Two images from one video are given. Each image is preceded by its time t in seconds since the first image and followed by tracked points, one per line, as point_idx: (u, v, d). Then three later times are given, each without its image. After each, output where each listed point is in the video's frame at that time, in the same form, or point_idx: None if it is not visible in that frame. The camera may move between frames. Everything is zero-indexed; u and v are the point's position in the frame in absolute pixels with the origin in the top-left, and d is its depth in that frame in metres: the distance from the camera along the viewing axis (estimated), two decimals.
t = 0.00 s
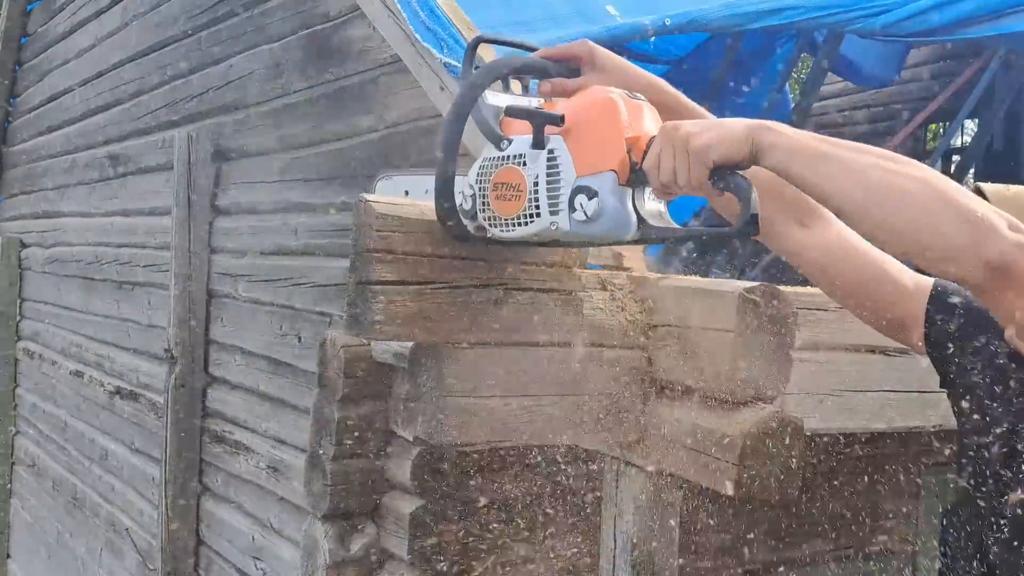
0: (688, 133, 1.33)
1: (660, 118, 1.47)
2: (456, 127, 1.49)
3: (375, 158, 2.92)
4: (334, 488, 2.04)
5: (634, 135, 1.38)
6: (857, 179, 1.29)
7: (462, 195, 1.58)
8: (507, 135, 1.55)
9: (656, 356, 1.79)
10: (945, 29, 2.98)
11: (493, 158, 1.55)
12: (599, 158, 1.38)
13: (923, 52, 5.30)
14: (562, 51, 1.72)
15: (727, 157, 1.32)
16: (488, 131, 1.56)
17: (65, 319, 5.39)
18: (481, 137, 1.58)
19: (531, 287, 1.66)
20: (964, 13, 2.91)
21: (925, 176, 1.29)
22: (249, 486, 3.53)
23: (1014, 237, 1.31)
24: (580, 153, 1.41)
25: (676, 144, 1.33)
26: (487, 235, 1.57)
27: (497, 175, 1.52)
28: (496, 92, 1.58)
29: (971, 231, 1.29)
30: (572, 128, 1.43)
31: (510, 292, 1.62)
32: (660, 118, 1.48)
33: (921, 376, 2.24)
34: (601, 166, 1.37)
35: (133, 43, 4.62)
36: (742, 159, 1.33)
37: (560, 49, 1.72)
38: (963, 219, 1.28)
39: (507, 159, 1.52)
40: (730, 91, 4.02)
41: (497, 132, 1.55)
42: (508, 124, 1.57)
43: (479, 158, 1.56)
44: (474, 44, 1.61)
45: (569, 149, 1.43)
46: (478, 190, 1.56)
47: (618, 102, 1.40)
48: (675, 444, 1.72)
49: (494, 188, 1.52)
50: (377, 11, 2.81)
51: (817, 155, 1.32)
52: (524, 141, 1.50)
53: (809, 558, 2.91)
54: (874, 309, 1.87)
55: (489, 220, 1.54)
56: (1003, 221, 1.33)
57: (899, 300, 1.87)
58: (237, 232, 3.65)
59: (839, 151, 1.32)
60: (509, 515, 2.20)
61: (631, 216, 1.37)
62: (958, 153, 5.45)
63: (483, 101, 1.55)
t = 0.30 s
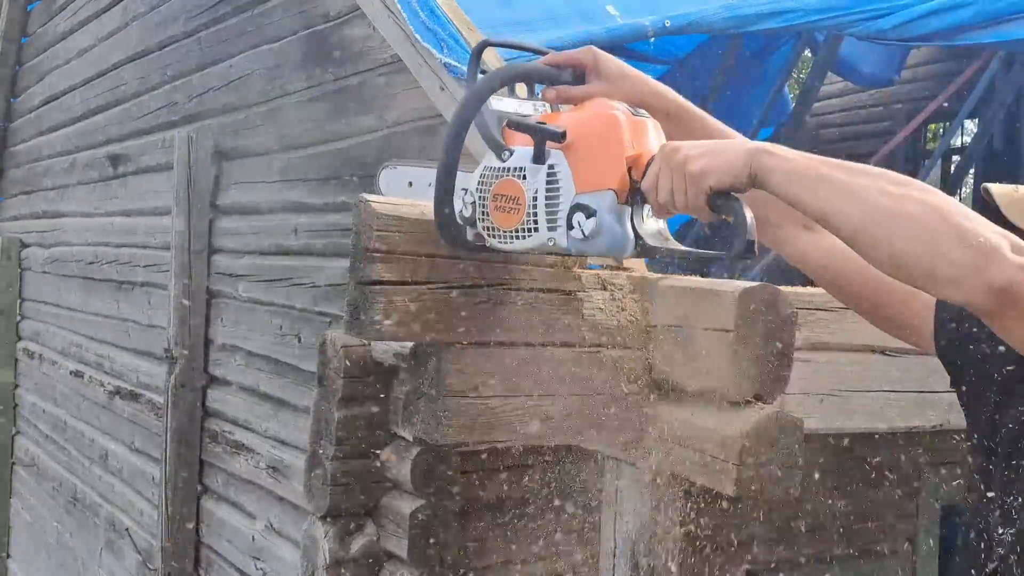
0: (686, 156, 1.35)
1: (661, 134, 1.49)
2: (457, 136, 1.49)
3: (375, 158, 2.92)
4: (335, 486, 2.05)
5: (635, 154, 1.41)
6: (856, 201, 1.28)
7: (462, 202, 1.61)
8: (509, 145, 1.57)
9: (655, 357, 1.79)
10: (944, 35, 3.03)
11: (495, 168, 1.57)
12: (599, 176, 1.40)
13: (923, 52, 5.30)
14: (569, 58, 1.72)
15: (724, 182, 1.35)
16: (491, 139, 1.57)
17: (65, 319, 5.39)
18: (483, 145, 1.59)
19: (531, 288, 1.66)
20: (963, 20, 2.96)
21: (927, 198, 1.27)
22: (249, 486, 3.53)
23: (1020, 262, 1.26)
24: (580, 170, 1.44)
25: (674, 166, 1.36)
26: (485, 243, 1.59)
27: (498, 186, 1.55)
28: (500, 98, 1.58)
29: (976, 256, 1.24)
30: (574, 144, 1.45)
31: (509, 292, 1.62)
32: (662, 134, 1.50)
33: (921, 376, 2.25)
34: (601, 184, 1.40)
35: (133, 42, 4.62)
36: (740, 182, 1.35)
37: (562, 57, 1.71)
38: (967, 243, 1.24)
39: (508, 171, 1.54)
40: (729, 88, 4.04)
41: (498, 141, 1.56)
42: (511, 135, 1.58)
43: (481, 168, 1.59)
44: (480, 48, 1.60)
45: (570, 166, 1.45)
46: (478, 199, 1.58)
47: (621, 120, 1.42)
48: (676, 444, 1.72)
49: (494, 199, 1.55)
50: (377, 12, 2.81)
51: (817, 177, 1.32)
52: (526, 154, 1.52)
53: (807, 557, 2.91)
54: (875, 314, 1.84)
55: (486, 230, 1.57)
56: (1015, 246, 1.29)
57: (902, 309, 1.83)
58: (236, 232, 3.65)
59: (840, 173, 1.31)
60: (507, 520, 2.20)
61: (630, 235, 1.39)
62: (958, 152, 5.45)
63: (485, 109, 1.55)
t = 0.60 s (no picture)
0: (685, 129, 1.32)
1: (659, 118, 1.46)
2: (456, 124, 1.45)
3: (375, 158, 2.92)
4: (334, 486, 2.05)
5: (634, 132, 1.38)
6: (853, 181, 1.28)
7: (462, 191, 1.55)
8: (507, 132, 1.53)
9: (655, 357, 1.78)
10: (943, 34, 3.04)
11: (493, 155, 1.52)
12: (600, 153, 1.36)
13: (923, 52, 5.30)
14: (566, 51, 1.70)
15: (724, 154, 1.31)
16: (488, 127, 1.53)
17: (65, 319, 5.39)
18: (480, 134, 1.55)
19: (531, 288, 1.66)
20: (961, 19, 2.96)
21: (921, 180, 1.28)
22: (249, 486, 3.53)
23: (1007, 245, 1.29)
24: (580, 148, 1.39)
25: (673, 140, 1.33)
26: (484, 230, 1.54)
27: (497, 170, 1.49)
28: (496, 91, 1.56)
29: (967, 238, 1.27)
30: (573, 125, 1.42)
31: (510, 292, 1.62)
32: (659, 117, 1.47)
33: (921, 375, 2.24)
34: (601, 162, 1.36)
35: (133, 42, 4.62)
36: (739, 155, 1.32)
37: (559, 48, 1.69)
38: (959, 226, 1.26)
39: (507, 155, 1.49)
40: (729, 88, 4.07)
41: (496, 129, 1.52)
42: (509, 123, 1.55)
43: (480, 155, 1.53)
44: (478, 44, 1.58)
45: (569, 146, 1.41)
46: (477, 186, 1.52)
47: (619, 99, 1.39)
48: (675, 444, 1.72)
49: (494, 183, 1.49)
50: (377, 11, 2.81)
51: (815, 155, 1.31)
52: (525, 138, 1.47)
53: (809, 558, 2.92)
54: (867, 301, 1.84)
55: (486, 215, 1.51)
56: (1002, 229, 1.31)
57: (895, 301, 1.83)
58: (236, 232, 3.65)
59: (838, 152, 1.31)
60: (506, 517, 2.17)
61: (630, 212, 1.35)
62: (957, 152, 5.46)
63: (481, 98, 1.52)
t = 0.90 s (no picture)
0: (681, 123, 1.32)
1: (653, 112, 1.47)
2: (452, 126, 1.44)
3: (376, 158, 2.92)
4: (335, 485, 2.05)
5: (630, 128, 1.38)
6: (850, 174, 1.27)
7: (461, 197, 1.54)
8: (503, 133, 1.53)
9: (655, 356, 1.79)
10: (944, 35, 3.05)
11: (490, 157, 1.51)
12: (596, 151, 1.37)
13: (923, 52, 5.30)
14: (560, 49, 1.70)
15: (722, 146, 1.31)
16: (484, 130, 1.52)
17: (65, 319, 5.39)
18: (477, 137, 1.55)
19: (531, 288, 1.66)
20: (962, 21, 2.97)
21: (917, 174, 1.27)
22: (249, 486, 3.53)
23: (1006, 239, 1.27)
24: (577, 147, 1.40)
25: (670, 134, 1.33)
26: (484, 232, 1.54)
27: (494, 172, 1.48)
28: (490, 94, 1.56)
29: (964, 231, 1.25)
30: (569, 124, 1.41)
31: (510, 292, 1.62)
32: (654, 112, 1.48)
33: (920, 375, 2.25)
34: (597, 159, 1.36)
35: (133, 42, 4.62)
36: (736, 147, 1.31)
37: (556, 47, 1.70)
38: (956, 219, 1.24)
39: (504, 157, 1.48)
40: (731, 88, 4.05)
41: (492, 132, 1.52)
42: (504, 123, 1.55)
43: (478, 158, 1.52)
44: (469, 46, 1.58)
45: (565, 145, 1.41)
46: (475, 190, 1.51)
47: (614, 96, 1.39)
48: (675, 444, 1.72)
49: (491, 186, 1.48)
50: (377, 11, 2.81)
51: (812, 148, 1.30)
52: (521, 139, 1.47)
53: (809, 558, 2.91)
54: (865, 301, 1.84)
55: (486, 218, 1.51)
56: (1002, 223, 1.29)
57: (893, 302, 1.83)
58: (236, 232, 3.65)
59: (835, 145, 1.29)
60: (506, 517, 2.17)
61: (630, 210, 1.36)
62: (957, 152, 5.46)
63: (475, 102, 1.53)
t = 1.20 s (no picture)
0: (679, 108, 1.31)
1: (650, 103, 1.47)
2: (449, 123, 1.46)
3: (376, 158, 2.92)
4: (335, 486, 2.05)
5: (626, 118, 1.38)
6: (845, 163, 1.27)
7: (460, 195, 1.55)
8: (500, 130, 1.53)
9: (655, 355, 1.79)
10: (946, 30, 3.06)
11: (488, 154, 1.52)
12: (593, 142, 1.36)
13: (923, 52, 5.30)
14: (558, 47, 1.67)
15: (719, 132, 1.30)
16: (481, 127, 1.53)
17: (65, 319, 5.39)
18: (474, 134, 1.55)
19: (532, 288, 1.66)
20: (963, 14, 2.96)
21: (914, 162, 1.26)
22: (249, 485, 3.53)
23: (1003, 230, 1.26)
24: (574, 139, 1.40)
25: (667, 121, 1.32)
26: (484, 230, 1.55)
27: (493, 168, 1.49)
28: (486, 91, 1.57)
29: (959, 220, 1.24)
30: (566, 117, 1.42)
31: (510, 292, 1.62)
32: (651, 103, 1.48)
33: (921, 375, 2.24)
34: (595, 151, 1.36)
35: (133, 42, 4.62)
36: (735, 134, 1.31)
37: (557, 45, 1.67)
38: (951, 208, 1.23)
39: (502, 153, 1.49)
40: (732, 87, 4.04)
41: (489, 128, 1.52)
42: (502, 120, 1.55)
43: (476, 156, 1.53)
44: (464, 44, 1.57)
45: (563, 137, 1.41)
46: (474, 187, 1.52)
47: (608, 89, 1.40)
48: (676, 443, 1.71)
49: (490, 182, 1.49)
50: (377, 12, 2.81)
51: (808, 135, 1.30)
52: (518, 134, 1.47)
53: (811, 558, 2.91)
54: (864, 298, 1.84)
55: (486, 215, 1.51)
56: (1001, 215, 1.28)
57: (892, 297, 1.81)
58: (236, 231, 3.65)
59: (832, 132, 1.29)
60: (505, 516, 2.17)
61: (629, 200, 1.36)
62: (957, 152, 5.46)
63: (472, 100, 1.54)
